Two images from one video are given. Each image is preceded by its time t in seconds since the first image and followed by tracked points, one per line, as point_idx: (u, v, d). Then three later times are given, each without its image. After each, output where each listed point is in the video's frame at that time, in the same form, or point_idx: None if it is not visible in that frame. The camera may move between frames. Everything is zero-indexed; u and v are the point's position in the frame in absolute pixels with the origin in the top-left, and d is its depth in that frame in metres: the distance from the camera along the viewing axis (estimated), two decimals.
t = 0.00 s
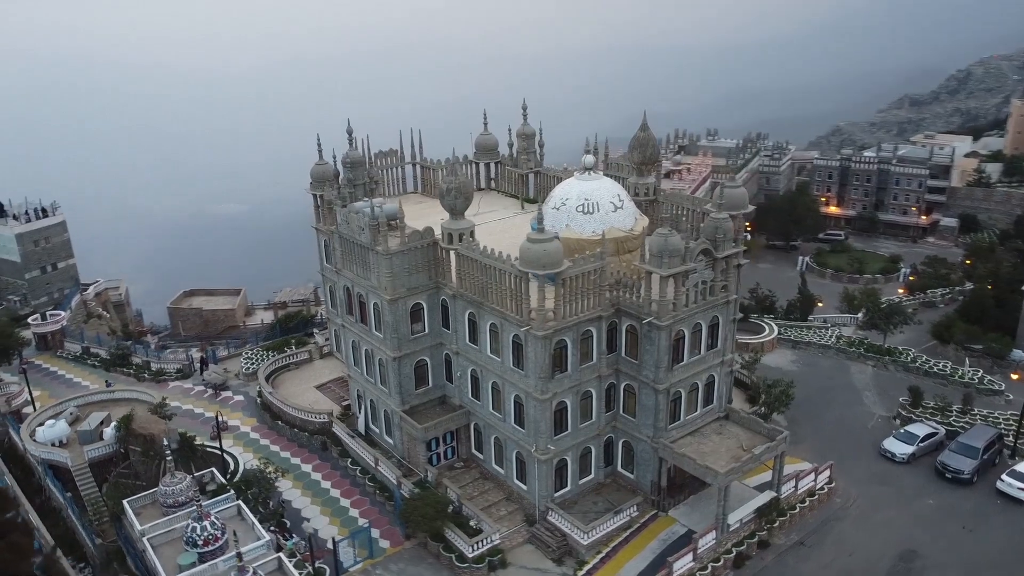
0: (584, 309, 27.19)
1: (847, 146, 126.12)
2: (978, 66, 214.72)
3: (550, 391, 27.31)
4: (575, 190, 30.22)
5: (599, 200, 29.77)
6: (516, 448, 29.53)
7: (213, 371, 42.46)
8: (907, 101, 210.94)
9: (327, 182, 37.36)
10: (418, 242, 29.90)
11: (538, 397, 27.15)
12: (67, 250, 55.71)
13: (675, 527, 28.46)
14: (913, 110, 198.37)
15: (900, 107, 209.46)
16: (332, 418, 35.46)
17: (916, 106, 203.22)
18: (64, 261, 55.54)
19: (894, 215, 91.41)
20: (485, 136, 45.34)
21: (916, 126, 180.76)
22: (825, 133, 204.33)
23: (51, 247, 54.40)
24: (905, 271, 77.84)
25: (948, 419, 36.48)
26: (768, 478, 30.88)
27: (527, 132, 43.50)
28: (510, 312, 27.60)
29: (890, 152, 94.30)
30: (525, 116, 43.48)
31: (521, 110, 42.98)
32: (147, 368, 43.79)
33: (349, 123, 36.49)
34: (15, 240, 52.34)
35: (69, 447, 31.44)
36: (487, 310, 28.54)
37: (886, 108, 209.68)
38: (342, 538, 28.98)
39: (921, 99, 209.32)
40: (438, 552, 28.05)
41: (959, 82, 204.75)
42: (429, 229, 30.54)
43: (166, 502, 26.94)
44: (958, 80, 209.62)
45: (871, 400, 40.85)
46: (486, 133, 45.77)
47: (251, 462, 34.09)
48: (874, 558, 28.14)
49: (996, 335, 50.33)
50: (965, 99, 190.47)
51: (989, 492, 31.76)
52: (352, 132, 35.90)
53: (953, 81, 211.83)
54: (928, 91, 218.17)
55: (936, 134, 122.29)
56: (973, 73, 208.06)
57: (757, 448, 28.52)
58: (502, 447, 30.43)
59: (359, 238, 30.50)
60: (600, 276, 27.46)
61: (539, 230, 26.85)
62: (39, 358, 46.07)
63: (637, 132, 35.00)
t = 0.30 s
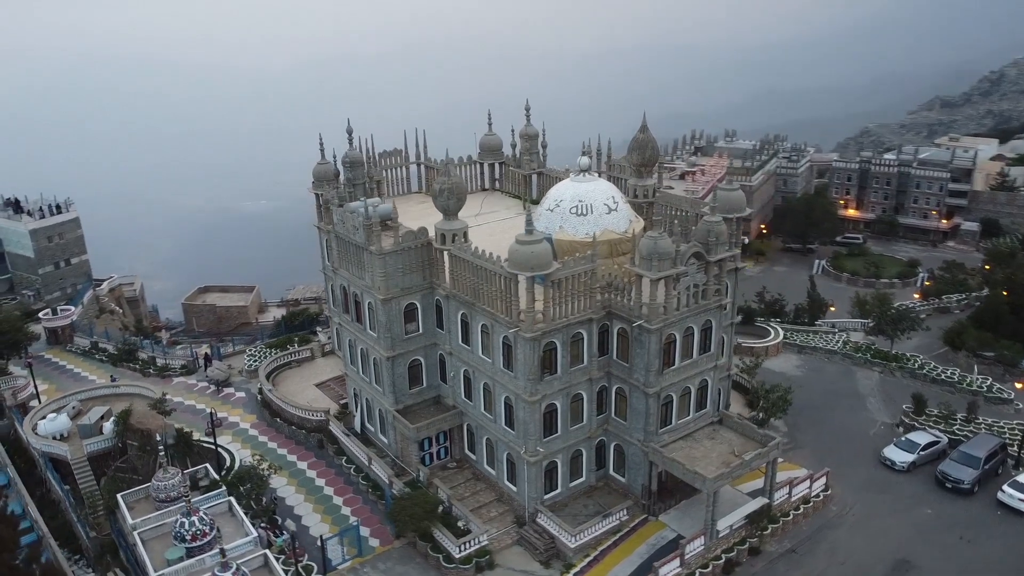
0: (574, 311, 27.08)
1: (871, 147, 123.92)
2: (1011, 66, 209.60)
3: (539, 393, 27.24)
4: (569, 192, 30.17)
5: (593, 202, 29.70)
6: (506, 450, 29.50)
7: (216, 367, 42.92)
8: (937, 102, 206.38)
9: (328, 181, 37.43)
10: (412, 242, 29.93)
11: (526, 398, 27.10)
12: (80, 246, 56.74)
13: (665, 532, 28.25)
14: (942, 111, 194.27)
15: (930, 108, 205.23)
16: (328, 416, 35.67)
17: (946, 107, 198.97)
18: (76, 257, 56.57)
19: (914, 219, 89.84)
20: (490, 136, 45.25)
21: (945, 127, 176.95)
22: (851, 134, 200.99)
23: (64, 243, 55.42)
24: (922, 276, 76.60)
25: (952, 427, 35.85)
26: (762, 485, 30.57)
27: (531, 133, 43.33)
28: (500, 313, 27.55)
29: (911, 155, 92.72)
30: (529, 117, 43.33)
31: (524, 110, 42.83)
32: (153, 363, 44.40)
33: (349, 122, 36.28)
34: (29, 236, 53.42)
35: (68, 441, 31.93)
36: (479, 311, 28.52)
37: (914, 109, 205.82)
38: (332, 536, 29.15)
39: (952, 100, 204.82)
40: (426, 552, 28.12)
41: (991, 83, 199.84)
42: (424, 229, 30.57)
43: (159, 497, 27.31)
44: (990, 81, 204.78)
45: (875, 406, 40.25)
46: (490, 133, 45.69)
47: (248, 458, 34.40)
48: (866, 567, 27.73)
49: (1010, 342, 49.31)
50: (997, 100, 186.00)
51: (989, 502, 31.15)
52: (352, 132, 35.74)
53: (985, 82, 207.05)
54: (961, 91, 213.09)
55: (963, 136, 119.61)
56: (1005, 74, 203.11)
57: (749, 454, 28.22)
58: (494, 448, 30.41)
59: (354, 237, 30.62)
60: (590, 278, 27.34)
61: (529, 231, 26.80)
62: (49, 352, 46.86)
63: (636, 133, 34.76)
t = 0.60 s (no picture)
0: (562, 314, 27.02)
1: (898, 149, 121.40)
2: None
3: (527, 395, 27.20)
4: (563, 194, 30.08)
5: (586, 204, 29.59)
6: (496, 451, 29.50)
7: (220, 363, 43.46)
8: (971, 102, 201.59)
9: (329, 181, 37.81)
10: (404, 242, 30.03)
11: (514, 400, 27.08)
12: (95, 242, 57.81)
13: (653, 537, 28.06)
14: (976, 112, 189.67)
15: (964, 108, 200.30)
16: (325, 414, 35.99)
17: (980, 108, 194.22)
18: (92, 252, 57.67)
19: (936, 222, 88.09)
20: (495, 136, 45.25)
21: (978, 128, 172.62)
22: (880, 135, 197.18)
23: (79, 239, 56.50)
24: (942, 281, 75.13)
25: (956, 437, 35.17)
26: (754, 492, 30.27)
27: (535, 133, 43.22)
28: (489, 314, 27.55)
29: (934, 157, 90.91)
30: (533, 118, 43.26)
31: (528, 111, 42.79)
32: (160, 358, 45.08)
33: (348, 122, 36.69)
34: (45, 231, 54.53)
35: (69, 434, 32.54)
36: (469, 312, 28.56)
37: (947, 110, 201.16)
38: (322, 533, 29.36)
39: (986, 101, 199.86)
40: (413, 551, 28.20)
41: None
42: (417, 229, 30.66)
43: (151, 492, 27.71)
44: None
45: (879, 414, 39.63)
46: (496, 134, 45.69)
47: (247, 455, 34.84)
48: None
49: None
50: None
51: (989, 515, 30.50)
52: (351, 131, 36.02)
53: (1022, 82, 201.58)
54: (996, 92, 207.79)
55: (993, 138, 116.73)
56: None
57: (739, 461, 27.90)
58: (484, 449, 30.43)
59: (348, 237, 30.80)
60: (579, 281, 27.25)
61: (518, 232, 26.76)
62: (61, 346, 47.78)
63: (636, 135, 34.55)
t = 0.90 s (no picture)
0: (551, 316, 26.98)
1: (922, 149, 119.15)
2: None
3: (516, 397, 27.19)
4: (557, 196, 30.07)
5: (580, 206, 29.52)
6: (486, 452, 29.54)
7: (225, 359, 44.00)
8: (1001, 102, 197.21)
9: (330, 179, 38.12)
10: (398, 242, 30.13)
11: (503, 402, 27.08)
12: (108, 238, 58.69)
13: (641, 541, 27.94)
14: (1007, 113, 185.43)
15: (995, 109, 195.97)
16: (323, 411, 36.27)
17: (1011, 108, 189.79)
18: (105, 248, 58.58)
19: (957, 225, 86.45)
20: (499, 136, 45.22)
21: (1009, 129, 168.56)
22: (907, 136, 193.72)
23: (93, 235, 57.38)
24: (961, 285, 73.71)
25: (958, 445, 34.64)
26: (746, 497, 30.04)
27: (539, 133, 43.09)
28: (480, 315, 27.57)
29: (956, 159, 89.06)
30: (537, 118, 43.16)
31: (532, 111, 42.72)
32: (167, 354, 45.72)
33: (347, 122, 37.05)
34: (58, 227, 55.45)
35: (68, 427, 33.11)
36: (461, 313, 28.60)
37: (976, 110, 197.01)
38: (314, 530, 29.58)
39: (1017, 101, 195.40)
40: (402, 550, 28.34)
41: None
42: (412, 229, 30.77)
43: (146, 486, 28.11)
44: None
45: (882, 420, 39.12)
46: (501, 134, 45.66)
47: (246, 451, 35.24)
48: None
49: None
50: None
51: (988, 526, 29.96)
52: (351, 131, 36.32)
53: None
54: None
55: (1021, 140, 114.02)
56: None
57: (730, 466, 27.67)
58: (476, 449, 30.47)
59: (344, 236, 30.98)
60: (570, 283, 27.21)
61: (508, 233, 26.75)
62: (71, 340, 48.59)
63: (634, 136, 34.33)
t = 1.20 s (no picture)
0: (539, 317, 26.95)
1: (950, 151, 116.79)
2: None
3: (503, 397, 27.20)
4: (549, 197, 30.01)
5: (572, 207, 29.45)
6: (476, 452, 29.57)
7: (229, 355, 44.55)
8: None
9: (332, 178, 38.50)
10: (392, 242, 30.31)
11: (490, 402, 27.10)
12: (124, 233, 59.70)
13: (628, 545, 27.80)
14: None
15: None
16: (320, 408, 36.57)
17: None
18: (120, 243, 59.58)
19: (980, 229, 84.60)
20: (504, 136, 45.22)
21: None
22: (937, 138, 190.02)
23: (108, 230, 58.41)
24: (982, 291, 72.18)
25: (960, 455, 34.08)
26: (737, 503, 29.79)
27: (543, 133, 43.01)
28: (469, 316, 27.62)
29: (981, 163, 86.85)
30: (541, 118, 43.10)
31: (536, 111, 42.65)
32: (174, 348, 46.37)
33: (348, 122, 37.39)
34: (75, 222, 56.53)
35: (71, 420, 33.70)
36: (451, 313, 28.69)
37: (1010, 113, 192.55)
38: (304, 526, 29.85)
39: None
40: (390, 548, 28.47)
41: None
42: (406, 229, 30.92)
43: (140, 478, 28.47)
44: None
45: (885, 427, 38.52)
46: (506, 134, 45.67)
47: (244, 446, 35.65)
48: None
49: None
50: None
51: (986, 538, 29.40)
52: (352, 130, 36.76)
53: None
54: None
55: None
56: None
57: (719, 471, 27.45)
58: (466, 449, 30.53)
59: (339, 235, 31.22)
60: (559, 285, 27.20)
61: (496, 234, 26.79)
62: (83, 333, 49.50)
63: (633, 137, 34.16)
